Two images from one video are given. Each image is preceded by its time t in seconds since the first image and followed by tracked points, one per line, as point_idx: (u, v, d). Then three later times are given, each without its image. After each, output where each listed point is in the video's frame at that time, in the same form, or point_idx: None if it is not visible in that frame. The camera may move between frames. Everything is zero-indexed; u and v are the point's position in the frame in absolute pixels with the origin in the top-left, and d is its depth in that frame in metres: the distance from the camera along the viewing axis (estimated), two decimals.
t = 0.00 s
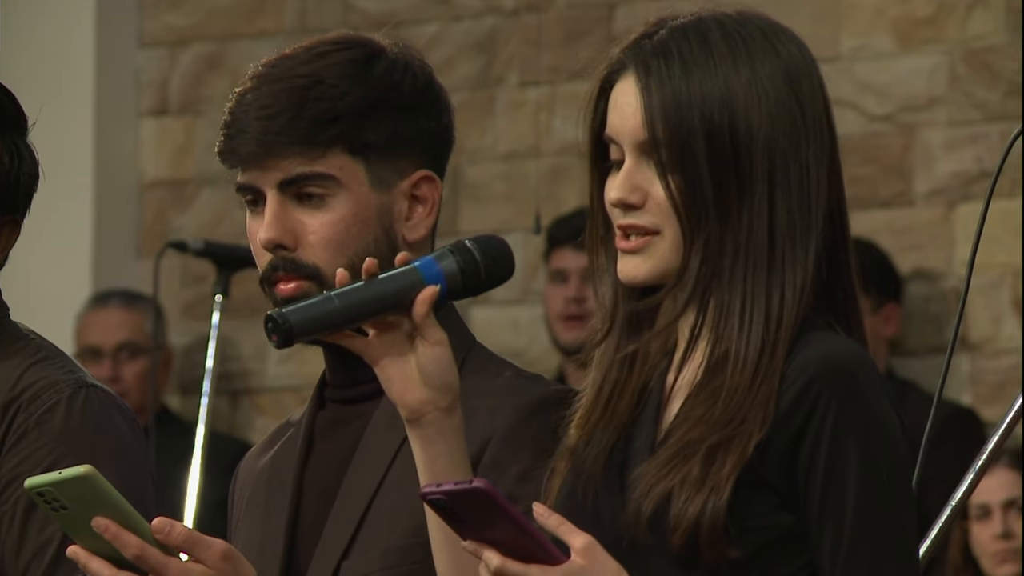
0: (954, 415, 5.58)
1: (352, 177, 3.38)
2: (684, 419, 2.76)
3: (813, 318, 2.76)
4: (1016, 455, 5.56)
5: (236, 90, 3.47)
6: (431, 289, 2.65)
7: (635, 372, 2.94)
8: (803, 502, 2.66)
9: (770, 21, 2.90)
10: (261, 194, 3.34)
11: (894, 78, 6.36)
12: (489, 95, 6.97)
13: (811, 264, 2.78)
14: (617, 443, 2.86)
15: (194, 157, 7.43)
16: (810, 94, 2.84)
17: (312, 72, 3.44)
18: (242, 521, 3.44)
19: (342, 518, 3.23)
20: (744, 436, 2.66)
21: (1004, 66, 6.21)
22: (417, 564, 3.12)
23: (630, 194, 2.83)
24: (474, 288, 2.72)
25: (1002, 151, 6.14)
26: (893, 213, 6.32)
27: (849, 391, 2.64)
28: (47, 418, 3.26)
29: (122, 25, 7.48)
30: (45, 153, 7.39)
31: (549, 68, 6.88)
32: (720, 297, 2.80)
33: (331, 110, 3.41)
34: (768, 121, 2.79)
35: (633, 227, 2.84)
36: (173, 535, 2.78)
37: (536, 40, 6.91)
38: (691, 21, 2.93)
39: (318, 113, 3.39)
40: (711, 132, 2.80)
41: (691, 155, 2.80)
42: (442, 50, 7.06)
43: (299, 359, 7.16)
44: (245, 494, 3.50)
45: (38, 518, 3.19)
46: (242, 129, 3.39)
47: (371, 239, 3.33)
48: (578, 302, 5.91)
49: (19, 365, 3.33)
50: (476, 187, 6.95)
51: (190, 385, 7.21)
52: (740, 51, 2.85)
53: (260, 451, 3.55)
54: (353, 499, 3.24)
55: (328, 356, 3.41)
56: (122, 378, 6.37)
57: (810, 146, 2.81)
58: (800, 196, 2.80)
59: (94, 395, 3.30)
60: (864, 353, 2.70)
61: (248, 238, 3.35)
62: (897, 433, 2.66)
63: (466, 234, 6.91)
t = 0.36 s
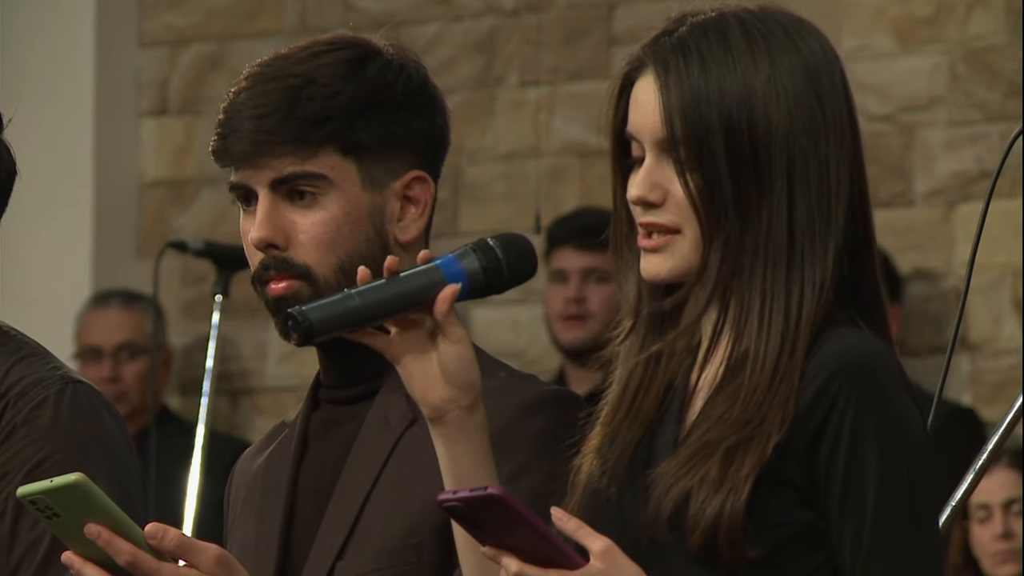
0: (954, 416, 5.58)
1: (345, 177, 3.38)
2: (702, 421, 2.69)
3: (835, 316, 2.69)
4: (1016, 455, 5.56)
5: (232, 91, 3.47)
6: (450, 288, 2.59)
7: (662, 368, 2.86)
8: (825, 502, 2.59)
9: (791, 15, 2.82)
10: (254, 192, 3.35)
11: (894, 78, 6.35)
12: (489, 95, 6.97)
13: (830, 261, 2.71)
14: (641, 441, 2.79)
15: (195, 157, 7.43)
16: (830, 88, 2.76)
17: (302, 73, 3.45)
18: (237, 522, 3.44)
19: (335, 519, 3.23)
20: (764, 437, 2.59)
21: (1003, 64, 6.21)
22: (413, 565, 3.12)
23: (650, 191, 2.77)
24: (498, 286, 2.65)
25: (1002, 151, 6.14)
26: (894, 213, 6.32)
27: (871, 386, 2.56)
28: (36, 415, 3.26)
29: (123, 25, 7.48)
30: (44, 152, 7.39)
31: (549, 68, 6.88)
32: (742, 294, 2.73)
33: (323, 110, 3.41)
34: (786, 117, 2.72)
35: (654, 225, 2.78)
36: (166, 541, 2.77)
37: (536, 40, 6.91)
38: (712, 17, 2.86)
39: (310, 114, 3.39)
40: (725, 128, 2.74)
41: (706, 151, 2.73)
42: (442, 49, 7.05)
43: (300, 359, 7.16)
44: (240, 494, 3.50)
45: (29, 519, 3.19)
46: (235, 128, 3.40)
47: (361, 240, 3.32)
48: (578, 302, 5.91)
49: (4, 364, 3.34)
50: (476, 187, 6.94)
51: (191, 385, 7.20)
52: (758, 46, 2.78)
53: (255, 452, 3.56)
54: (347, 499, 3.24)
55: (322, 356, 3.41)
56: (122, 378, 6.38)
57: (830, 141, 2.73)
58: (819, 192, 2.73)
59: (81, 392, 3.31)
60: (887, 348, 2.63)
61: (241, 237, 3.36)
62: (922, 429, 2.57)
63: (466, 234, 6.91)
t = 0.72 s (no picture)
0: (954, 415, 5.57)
1: (339, 177, 3.38)
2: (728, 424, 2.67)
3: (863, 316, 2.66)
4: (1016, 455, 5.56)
5: (227, 90, 3.47)
6: (476, 288, 2.58)
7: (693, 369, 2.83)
8: (853, 501, 2.57)
9: (821, 15, 2.77)
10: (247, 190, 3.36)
11: (894, 78, 6.35)
12: (489, 95, 6.97)
13: (856, 262, 2.66)
14: (672, 442, 2.77)
15: (195, 157, 7.43)
16: (857, 87, 2.71)
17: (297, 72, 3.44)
18: (229, 524, 3.44)
19: (330, 520, 3.23)
20: (790, 441, 2.57)
21: (1003, 65, 6.22)
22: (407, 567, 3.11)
23: (675, 190, 2.72)
24: (525, 288, 2.64)
25: (1002, 152, 6.15)
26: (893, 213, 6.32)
27: (897, 384, 2.54)
28: (16, 418, 3.32)
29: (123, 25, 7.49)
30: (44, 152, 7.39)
31: (549, 68, 6.88)
32: (766, 295, 2.69)
33: (318, 110, 3.41)
34: (811, 118, 2.68)
35: (677, 224, 2.74)
36: (163, 544, 2.79)
37: (536, 39, 6.91)
38: (740, 15, 2.81)
39: (305, 113, 3.39)
40: (751, 129, 2.69)
41: (731, 151, 2.69)
42: (442, 49, 7.05)
43: (299, 359, 7.16)
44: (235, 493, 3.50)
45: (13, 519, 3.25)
46: (229, 127, 3.40)
47: (355, 240, 3.33)
48: (578, 303, 5.91)
49: None
50: (476, 187, 6.95)
51: (191, 385, 7.21)
52: (783, 46, 2.73)
53: (248, 453, 3.56)
54: (342, 500, 3.24)
55: (316, 356, 3.42)
56: (122, 378, 6.38)
57: (857, 140, 2.68)
58: (845, 191, 2.68)
59: (62, 394, 3.37)
60: (915, 346, 2.59)
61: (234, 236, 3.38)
62: (951, 430, 2.55)
63: (466, 234, 6.91)
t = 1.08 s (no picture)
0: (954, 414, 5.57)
1: (327, 178, 3.40)
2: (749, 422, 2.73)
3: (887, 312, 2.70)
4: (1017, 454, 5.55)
5: (216, 89, 3.47)
6: (493, 292, 2.60)
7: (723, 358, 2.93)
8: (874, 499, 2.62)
9: (863, 13, 2.81)
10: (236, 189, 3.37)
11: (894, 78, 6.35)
12: (489, 95, 6.96)
13: (876, 260, 2.70)
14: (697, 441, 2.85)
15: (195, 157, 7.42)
16: (891, 88, 2.74)
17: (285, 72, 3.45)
18: (217, 525, 3.44)
19: (319, 520, 3.23)
20: (805, 444, 2.63)
21: (1004, 65, 6.21)
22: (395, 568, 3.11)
23: (697, 173, 2.78)
24: (543, 290, 2.67)
25: (1002, 151, 6.15)
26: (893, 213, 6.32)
27: (914, 380, 2.58)
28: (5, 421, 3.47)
29: (123, 25, 7.48)
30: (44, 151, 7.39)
31: (549, 68, 6.88)
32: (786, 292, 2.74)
33: (308, 111, 3.41)
34: (837, 115, 2.72)
35: (695, 207, 2.80)
36: (151, 545, 2.83)
37: (536, 39, 6.91)
38: (780, 7, 2.85)
39: (295, 114, 3.40)
40: (776, 128, 2.74)
41: (754, 149, 2.74)
42: (442, 49, 7.05)
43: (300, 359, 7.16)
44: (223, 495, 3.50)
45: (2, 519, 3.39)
46: (219, 127, 3.40)
47: (343, 241, 3.36)
48: (578, 302, 5.90)
49: None
50: (475, 187, 6.94)
51: (191, 385, 7.21)
52: (820, 42, 2.77)
53: (236, 453, 3.56)
54: (331, 499, 3.24)
55: (304, 358, 3.43)
56: (122, 378, 6.38)
57: (883, 142, 2.72)
58: (867, 189, 2.71)
59: (46, 396, 3.53)
60: (938, 344, 2.64)
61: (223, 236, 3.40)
62: (970, 427, 2.58)
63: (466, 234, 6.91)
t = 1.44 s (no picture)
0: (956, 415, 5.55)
1: (312, 180, 3.40)
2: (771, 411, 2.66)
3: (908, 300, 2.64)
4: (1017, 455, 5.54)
5: (204, 87, 3.47)
6: (505, 293, 2.57)
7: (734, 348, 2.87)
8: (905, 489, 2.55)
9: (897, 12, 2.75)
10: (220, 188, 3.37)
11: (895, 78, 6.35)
12: (488, 95, 6.96)
13: (900, 246, 2.63)
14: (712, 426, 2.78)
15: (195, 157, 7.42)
16: (920, 83, 2.68)
17: (272, 74, 3.45)
18: (198, 522, 3.45)
19: (301, 522, 3.23)
20: (830, 434, 2.57)
21: (1004, 64, 6.22)
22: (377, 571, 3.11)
23: (709, 140, 2.74)
24: (553, 287, 2.64)
25: (1002, 151, 6.16)
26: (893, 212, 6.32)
27: (940, 371, 2.52)
28: (4, 421, 3.47)
29: (123, 25, 7.48)
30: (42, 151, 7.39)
31: (549, 68, 6.88)
32: (804, 272, 2.66)
33: (293, 113, 3.41)
34: (865, 97, 2.66)
35: (703, 175, 2.74)
36: (134, 549, 2.81)
37: (536, 39, 6.90)
38: None
39: (282, 116, 3.40)
40: (799, 109, 2.68)
41: (779, 124, 2.68)
42: (442, 50, 7.05)
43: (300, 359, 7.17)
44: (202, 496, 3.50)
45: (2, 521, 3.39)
46: (205, 127, 3.39)
47: (329, 242, 3.36)
48: (579, 303, 5.90)
49: None
50: (475, 187, 6.95)
51: (191, 386, 7.21)
52: (852, 33, 2.71)
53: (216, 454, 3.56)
54: (313, 502, 3.24)
55: (287, 359, 3.43)
56: (122, 377, 6.38)
57: (912, 129, 2.66)
58: (890, 176, 2.64)
59: (42, 398, 3.52)
60: (957, 331, 2.58)
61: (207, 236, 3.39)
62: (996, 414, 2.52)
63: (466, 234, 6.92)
